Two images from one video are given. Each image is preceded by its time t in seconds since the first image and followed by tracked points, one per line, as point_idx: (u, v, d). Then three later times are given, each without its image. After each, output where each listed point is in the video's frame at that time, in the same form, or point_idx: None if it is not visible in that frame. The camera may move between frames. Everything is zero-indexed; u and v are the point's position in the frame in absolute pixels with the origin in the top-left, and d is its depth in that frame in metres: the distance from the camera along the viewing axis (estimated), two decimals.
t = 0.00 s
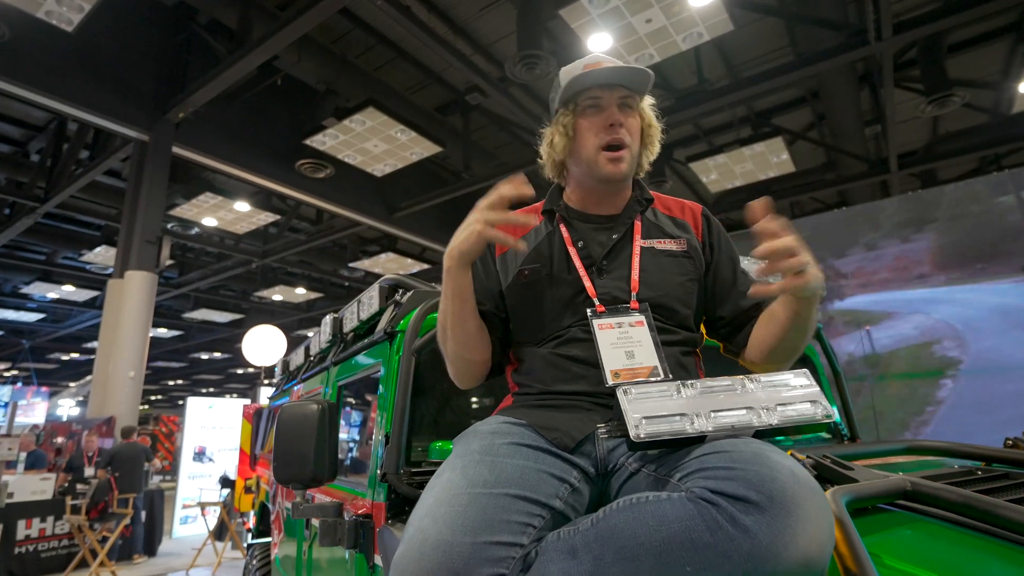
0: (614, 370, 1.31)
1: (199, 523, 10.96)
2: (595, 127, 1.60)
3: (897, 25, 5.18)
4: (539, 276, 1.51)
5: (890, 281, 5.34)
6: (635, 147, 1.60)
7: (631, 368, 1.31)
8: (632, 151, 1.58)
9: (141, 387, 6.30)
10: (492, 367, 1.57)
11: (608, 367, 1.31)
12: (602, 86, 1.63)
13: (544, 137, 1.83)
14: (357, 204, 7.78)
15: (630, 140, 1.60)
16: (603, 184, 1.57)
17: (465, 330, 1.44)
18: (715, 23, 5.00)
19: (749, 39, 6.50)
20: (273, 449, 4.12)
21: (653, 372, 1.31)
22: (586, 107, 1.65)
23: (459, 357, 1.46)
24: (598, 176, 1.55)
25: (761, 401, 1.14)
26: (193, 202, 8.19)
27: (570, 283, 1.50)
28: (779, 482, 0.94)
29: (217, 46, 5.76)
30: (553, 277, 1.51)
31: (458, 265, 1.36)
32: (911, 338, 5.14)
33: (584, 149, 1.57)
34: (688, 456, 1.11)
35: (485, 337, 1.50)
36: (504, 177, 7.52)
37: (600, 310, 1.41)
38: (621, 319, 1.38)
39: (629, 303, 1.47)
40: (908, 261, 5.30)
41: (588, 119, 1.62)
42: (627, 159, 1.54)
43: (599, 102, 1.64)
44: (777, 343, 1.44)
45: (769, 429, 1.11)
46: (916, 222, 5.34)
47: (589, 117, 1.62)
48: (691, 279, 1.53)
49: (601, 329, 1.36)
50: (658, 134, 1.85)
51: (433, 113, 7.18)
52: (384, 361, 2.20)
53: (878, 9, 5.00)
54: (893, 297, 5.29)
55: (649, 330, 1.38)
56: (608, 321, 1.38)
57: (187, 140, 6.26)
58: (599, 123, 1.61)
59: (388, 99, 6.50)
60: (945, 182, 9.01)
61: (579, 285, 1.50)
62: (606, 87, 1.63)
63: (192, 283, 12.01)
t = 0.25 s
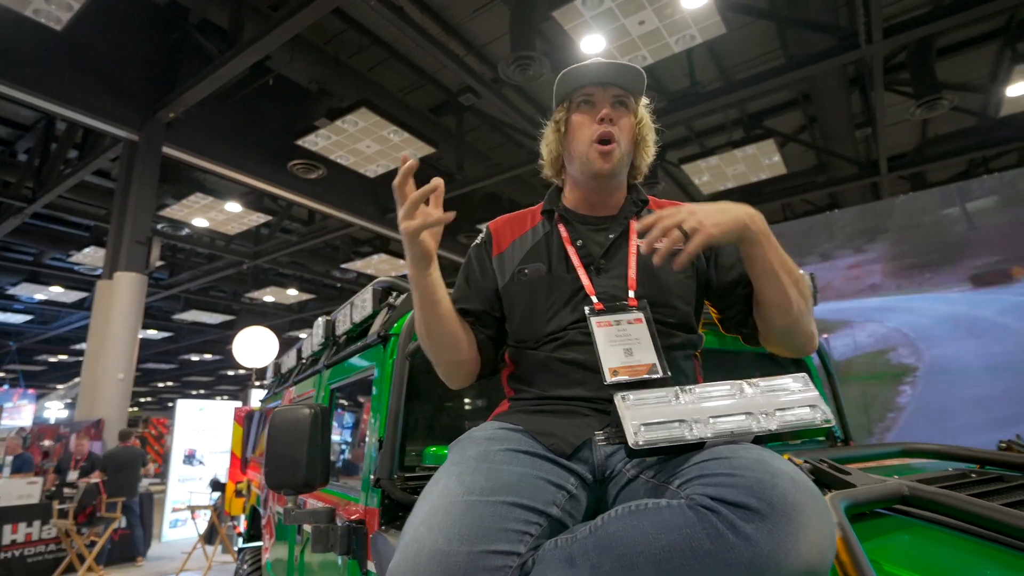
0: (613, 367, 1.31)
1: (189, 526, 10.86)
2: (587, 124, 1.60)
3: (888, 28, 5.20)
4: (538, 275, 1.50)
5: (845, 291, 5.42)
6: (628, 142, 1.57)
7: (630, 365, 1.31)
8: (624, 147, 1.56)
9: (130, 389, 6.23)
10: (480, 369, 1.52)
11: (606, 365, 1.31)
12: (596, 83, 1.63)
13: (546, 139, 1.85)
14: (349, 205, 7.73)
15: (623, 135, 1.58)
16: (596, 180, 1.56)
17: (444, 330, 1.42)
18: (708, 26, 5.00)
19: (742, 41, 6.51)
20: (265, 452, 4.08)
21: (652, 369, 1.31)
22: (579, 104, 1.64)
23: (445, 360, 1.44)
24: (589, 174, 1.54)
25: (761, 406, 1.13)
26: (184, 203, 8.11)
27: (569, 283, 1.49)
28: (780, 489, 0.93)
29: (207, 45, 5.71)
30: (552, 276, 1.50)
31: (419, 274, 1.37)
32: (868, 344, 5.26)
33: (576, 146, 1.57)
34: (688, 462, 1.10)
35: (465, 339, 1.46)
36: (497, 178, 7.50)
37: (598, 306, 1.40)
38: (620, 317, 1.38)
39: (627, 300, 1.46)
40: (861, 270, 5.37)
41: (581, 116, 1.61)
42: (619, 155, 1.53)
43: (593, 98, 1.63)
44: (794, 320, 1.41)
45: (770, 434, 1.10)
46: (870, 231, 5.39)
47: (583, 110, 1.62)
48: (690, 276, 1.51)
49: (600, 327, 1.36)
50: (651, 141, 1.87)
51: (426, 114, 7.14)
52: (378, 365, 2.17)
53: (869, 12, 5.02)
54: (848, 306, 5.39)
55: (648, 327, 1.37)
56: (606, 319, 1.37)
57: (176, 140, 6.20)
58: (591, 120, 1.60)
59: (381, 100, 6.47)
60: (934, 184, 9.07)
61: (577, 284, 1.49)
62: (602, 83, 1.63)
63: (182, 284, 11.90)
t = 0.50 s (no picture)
0: (607, 363, 1.31)
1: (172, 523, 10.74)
2: (582, 118, 1.60)
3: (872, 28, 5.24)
4: (527, 271, 1.50)
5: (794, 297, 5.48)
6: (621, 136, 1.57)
7: (624, 360, 1.31)
8: (618, 141, 1.56)
9: (110, 385, 6.15)
10: (478, 371, 1.55)
11: (601, 362, 1.30)
12: (588, 79, 1.64)
13: (532, 142, 1.85)
14: (333, 199, 7.66)
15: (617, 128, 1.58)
16: (590, 175, 1.56)
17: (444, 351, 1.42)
18: (694, 23, 5.01)
19: (727, 39, 6.54)
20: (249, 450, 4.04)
21: (645, 363, 1.31)
22: (570, 100, 1.65)
23: (446, 374, 1.46)
24: (585, 165, 1.54)
25: (749, 405, 1.14)
26: (165, 196, 7.99)
27: (558, 279, 1.49)
28: (770, 489, 0.93)
29: (189, 36, 5.62)
30: (541, 272, 1.50)
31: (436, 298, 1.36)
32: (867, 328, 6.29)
33: (571, 141, 1.57)
34: (677, 461, 1.10)
35: (467, 359, 1.46)
36: (483, 173, 7.47)
37: (589, 303, 1.40)
38: (610, 311, 1.38)
39: (617, 294, 1.46)
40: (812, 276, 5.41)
41: (573, 111, 1.62)
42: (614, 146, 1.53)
43: (584, 93, 1.64)
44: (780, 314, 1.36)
45: (757, 433, 1.11)
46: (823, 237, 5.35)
47: (575, 107, 1.63)
48: (678, 270, 1.50)
49: (592, 323, 1.36)
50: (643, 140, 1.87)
51: (412, 108, 7.09)
52: (364, 362, 2.15)
53: (853, 12, 5.05)
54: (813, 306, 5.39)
55: (638, 321, 1.38)
56: (598, 315, 1.37)
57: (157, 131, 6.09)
58: (584, 115, 1.60)
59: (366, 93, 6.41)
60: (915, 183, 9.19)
61: (567, 279, 1.48)
62: (593, 79, 1.64)
63: (164, 278, 11.72)
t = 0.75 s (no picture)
0: (605, 367, 1.31)
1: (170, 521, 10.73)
2: (563, 133, 1.59)
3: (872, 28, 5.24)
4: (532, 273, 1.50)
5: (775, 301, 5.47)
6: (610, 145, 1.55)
7: (622, 366, 1.31)
8: (604, 150, 1.53)
9: (109, 382, 6.14)
10: (479, 368, 1.53)
11: (599, 365, 1.31)
12: (573, 89, 1.62)
13: (531, 143, 1.84)
14: (333, 197, 7.64)
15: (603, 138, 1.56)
16: (579, 185, 1.56)
17: (447, 333, 1.41)
18: (695, 23, 5.00)
19: (728, 39, 6.54)
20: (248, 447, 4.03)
21: (643, 372, 1.31)
22: (558, 112, 1.63)
23: (444, 358, 1.43)
24: (571, 180, 1.54)
25: (756, 406, 1.14)
26: (164, 193, 7.97)
27: (563, 279, 1.48)
28: (778, 491, 0.94)
29: (189, 32, 5.60)
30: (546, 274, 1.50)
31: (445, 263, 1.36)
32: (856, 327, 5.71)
33: (556, 157, 1.57)
34: (684, 462, 1.10)
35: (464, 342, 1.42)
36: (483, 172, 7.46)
37: (593, 306, 1.40)
38: (613, 317, 1.38)
39: (622, 302, 1.45)
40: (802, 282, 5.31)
41: (558, 125, 1.61)
42: (598, 158, 1.52)
43: (570, 104, 1.61)
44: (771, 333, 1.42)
45: (764, 434, 1.10)
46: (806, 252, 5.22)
47: (560, 120, 1.62)
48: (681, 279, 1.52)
49: (594, 327, 1.36)
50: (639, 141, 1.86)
51: (412, 107, 7.08)
52: (366, 361, 2.15)
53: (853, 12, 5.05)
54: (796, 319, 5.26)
55: (641, 330, 1.38)
56: (601, 319, 1.37)
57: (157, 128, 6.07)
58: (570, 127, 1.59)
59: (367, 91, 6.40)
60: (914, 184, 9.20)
61: (571, 281, 1.48)
62: (578, 89, 1.62)
63: (162, 275, 11.70)
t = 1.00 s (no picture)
0: (624, 365, 1.31)
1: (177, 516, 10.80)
2: (610, 143, 1.55)
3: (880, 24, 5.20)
4: (542, 271, 1.50)
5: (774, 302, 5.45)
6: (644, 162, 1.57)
7: (640, 363, 1.30)
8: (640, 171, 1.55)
9: (116, 378, 6.18)
10: (487, 364, 1.53)
11: (618, 363, 1.30)
12: (620, 96, 1.56)
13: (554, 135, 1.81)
14: (338, 194, 7.65)
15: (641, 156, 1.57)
16: (608, 196, 1.57)
17: (455, 341, 1.42)
18: (701, 19, 4.98)
19: (733, 35, 6.51)
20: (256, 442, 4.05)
21: (662, 367, 1.31)
22: (600, 118, 1.59)
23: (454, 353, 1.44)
24: (609, 192, 1.55)
25: (769, 405, 1.14)
26: (170, 189, 7.99)
27: (573, 278, 1.48)
28: (791, 489, 0.94)
29: (194, 29, 5.61)
30: (556, 272, 1.49)
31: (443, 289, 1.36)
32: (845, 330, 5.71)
33: (596, 163, 1.54)
34: (696, 460, 1.11)
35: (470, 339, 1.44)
36: (488, 169, 7.46)
37: (606, 304, 1.40)
38: (627, 314, 1.38)
39: (633, 297, 1.45)
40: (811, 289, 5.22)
41: (603, 133, 1.57)
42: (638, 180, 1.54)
43: (615, 114, 1.58)
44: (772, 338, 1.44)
45: (776, 433, 1.10)
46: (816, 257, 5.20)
47: (604, 128, 1.58)
48: (692, 276, 1.53)
49: (610, 325, 1.36)
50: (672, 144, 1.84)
51: (417, 103, 7.07)
52: (374, 358, 2.15)
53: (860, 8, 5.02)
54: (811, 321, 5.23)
55: (655, 325, 1.38)
56: (615, 316, 1.37)
57: (163, 125, 6.09)
58: (613, 137, 1.56)
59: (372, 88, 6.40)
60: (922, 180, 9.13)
61: (582, 279, 1.48)
62: (625, 98, 1.57)
63: (168, 272, 11.74)
